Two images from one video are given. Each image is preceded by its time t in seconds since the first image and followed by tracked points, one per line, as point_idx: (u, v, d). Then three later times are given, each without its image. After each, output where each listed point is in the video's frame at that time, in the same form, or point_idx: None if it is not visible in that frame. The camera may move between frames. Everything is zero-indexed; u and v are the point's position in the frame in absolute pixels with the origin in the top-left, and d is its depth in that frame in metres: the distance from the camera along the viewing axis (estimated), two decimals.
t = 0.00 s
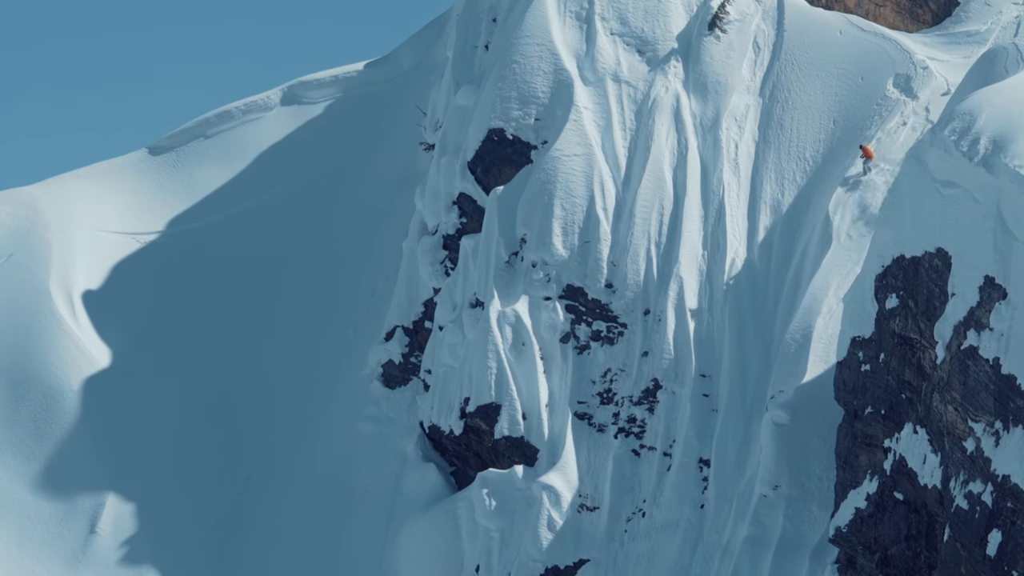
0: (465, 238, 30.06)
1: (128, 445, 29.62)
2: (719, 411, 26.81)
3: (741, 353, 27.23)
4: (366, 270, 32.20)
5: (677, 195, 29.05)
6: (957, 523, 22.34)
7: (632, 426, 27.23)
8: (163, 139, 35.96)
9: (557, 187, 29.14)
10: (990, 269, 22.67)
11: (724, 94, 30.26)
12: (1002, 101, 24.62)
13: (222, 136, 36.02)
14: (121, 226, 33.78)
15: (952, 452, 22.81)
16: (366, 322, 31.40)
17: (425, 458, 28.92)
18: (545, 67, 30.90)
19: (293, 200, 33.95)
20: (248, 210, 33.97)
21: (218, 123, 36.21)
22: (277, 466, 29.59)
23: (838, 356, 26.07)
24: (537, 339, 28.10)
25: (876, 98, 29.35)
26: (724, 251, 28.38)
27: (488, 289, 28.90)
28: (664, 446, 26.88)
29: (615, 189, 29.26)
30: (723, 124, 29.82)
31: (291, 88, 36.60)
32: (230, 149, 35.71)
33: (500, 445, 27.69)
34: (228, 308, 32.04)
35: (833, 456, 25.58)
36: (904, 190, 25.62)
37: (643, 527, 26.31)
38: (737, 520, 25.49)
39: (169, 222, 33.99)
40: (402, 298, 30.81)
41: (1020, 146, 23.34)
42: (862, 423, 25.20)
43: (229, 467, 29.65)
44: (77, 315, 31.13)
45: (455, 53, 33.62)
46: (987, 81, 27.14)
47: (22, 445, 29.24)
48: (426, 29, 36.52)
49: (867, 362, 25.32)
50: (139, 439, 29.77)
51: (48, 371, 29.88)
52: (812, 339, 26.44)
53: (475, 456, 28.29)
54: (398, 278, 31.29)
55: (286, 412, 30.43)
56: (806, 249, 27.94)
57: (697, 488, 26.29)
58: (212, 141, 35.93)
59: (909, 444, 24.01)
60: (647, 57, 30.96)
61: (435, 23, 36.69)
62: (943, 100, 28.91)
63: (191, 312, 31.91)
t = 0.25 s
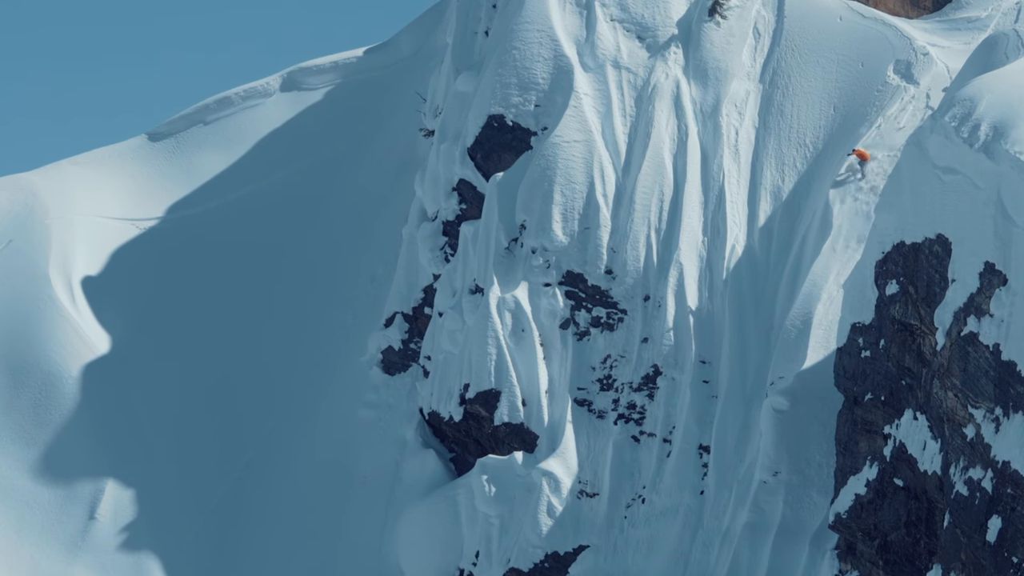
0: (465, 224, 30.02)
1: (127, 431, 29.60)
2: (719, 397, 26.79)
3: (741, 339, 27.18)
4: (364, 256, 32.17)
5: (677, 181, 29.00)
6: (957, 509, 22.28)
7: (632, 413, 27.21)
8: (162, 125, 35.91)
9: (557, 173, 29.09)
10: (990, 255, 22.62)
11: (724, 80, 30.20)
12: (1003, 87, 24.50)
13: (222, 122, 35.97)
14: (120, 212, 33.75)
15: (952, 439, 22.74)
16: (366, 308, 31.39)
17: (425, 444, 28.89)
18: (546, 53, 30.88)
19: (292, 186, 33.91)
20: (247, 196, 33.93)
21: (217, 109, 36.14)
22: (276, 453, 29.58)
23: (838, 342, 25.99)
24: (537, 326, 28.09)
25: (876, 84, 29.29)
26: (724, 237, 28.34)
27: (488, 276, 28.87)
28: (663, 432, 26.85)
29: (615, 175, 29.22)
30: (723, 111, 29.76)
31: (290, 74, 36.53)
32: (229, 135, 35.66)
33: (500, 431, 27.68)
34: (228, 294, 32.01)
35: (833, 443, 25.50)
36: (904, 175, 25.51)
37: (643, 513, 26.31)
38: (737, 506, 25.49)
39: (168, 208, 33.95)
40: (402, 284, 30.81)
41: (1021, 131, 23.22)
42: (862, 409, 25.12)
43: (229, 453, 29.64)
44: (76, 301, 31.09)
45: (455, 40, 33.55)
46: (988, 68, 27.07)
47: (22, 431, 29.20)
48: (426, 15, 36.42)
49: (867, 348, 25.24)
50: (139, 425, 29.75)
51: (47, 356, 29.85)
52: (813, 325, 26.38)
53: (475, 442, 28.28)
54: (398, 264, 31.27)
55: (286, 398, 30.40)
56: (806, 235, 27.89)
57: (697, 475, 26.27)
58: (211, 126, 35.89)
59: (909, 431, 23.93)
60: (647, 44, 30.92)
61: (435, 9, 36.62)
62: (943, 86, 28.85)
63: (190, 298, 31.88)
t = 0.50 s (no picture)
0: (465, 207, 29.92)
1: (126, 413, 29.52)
2: (719, 380, 26.65)
3: (741, 322, 27.05)
4: (364, 239, 32.07)
5: (677, 164, 28.90)
6: (958, 493, 22.19)
7: (633, 396, 27.10)
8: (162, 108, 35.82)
9: (557, 156, 28.99)
10: (992, 238, 22.45)
11: (724, 63, 30.09)
12: (1004, 70, 24.30)
13: (221, 105, 35.87)
14: (119, 195, 33.64)
15: (953, 422, 22.69)
16: (365, 291, 31.29)
17: (425, 428, 28.83)
18: (546, 35, 30.75)
19: (292, 170, 33.81)
20: (246, 179, 33.84)
21: (217, 91, 36.04)
22: (275, 436, 29.51)
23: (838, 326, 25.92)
24: (537, 309, 28.00)
25: (877, 67, 29.22)
26: (725, 220, 28.23)
27: (488, 259, 28.79)
28: (664, 415, 26.77)
29: (615, 157, 29.10)
30: (723, 94, 29.62)
31: (290, 57, 36.47)
32: (229, 117, 35.54)
33: (500, 414, 27.63)
34: (227, 277, 31.93)
35: (833, 426, 25.40)
36: (904, 158, 25.39)
37: (643, 497, 26.25)
38: (737, 490, 25.38)
39: (167, 191, 33.85)
40: (401, 267, 30.72)
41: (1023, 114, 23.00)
42: (863, 392, 25.01)
43: (228, 437, 29.55)
44: (75, 284, 30.99)
45: (455, 22, 33.35)
46: (989, 51, 26.92)
47: (20, 414, 29.11)
48: None
49: (867, 332, 25.11)
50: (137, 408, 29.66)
51: (46, 339, 29.77)
52: (813, 309, 26.30)
53: (476, 425, 28.22)
54: (398, 247, 31.17)
55: (285, 381, 30.34)
56: (806, 218, 27.78)
57: (697, 459, 26.18)
58: (211, 109, 35.78)
59: (910, 414, 23.82)
60: (648, 27, 30.84)
61: None
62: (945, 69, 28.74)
63: (189, 281, 31.80)
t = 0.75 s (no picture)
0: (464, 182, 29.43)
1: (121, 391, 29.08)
2: (722, 357, 26.20)
3: (745, 299, 26.58)
4: (361, 215, 31.62)
5: (679, 138, 28.43)
6: (965, 473, 21.67)
7: (634, 374, 26.68)
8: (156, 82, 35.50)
9: (557, 131, 28.49)
10: (1000, 213, 21.91)
11: (727, 36, 29.60)
12: (1012, 43, 23.67)
13: (216, 79, 35.58)
14: (114, 169, 33.19)
15: (960, 401, 22.20)
16: (363, 268, 30.87)
17: (424, 407, 28.42)
18: (546, 9, 30.24)
19: (289, 145, 33.37)
20: (242, 154, 33.39)
21: (212, 65, 35.80)
22: (272, 414, 29.08)
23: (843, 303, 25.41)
24: (537, 285, 27.55)
25: (882, 40, 28.74)
26: (728, 195, 27.75)
27: (487, 235, 28.32)
28: (666, 393, 26.32)
29: (616, 132, 28.62)
30: (726, 68, 29.11)
31: (286, 31, 36.27)
32: (225, 91, 35.22)
33: (500, 392, 27.20)
34: (223, 253, 31.49)
35: (838, 402, 25.00)
36: (911, 132, 24.84)
37: (645, 477, 25.84)
38: (741, 470, 24.93)
39: (162, 165, 33.40)
40: (399, 243, 30.27)
41: None
42: (869, 370, 24.58)
43: (224, 416, 29.10)
44: (69, 261, 30.51)
45: None
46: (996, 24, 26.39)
47: (14, 392, 28.64)
48: None
49: (873, 309, 24.63)
50: (132, 386, 29.22)
51: (39, 316, 29.33)
52: (818, 285, 25.82)
53: (475, 403, 27.84)
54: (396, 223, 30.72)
55: (282, 359, 29.90)
56: (811, 194, 27.28)
57: (700, 439, 25.72)
58: (206, 83, 35.48)
59: (916, 393, 23.36)
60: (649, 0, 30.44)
61: None
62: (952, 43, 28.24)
63: (184, 257, 31.35)
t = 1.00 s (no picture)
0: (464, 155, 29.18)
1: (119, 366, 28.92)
2: (724, 332, 26.02)
3: (747, 273, 26.36)
4: (360, 189, 31.42)
5: (681, 111, 28.18)
6: (968, 448, 21.50)
7: (635, 348, 26.50)
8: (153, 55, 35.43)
9: (557, 104, 28.22)
10: (1004, 186, 21.88)
11: (729, 8, 29.31)
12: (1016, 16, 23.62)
13: (213, 51, 35.53)
14: (112, 142, 33.03)
15: (964, 375, 21.98)
16: (362, 242, 30.65)
17: (423, 382, 28.25)
18: None
19: (287, 119, 33.12)
20: (240, 127, 33.15)
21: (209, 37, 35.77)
22: (271, 389, 28.91)
23: (845, 277, 25.08)
24: (537, 259, 27.34)
25: (885, 12, 28.49)
26: (730, 168, 27.52)
27: (487, 209, 28.11)
28: (666, 368, 26.16)
29: (618, 104, 28.39)
30: (728, 41, 28.84)
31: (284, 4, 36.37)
32: (222, 63, 35.20)
33: (500, 366, 27.02)
34: (221, 227, 31.27)
35: (841, 378, 24.70)
36: (912, 105, 24.74)
37: (645, 452, 25.73)
38: (742, 445, 24.74)
39: (160, 138, 33.28)
40: (399, 217, 30.08)
41: None
42: (871, 345, 24.32)
43: (223, 390, 28.94)
44: (66, 235, 30.30)
45: None
46: None
47: (11, 367, 28.43)
48: None
49: (876, 284, 24.42)
50: (130, 361, 29.05)
51: (37, 291, 29.14)
52: (821, 259, 25.44)
53: (475, 378, 27.63)
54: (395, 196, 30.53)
55: (280, 333, 29.74)
56: (813, 167, 27.06)
57: (701, 414, 25.59)
58: (203, 55, 35.44)
59: (920, 367, 23.19)
60: None
61: None
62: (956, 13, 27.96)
63: (182, 231, 31.13)
